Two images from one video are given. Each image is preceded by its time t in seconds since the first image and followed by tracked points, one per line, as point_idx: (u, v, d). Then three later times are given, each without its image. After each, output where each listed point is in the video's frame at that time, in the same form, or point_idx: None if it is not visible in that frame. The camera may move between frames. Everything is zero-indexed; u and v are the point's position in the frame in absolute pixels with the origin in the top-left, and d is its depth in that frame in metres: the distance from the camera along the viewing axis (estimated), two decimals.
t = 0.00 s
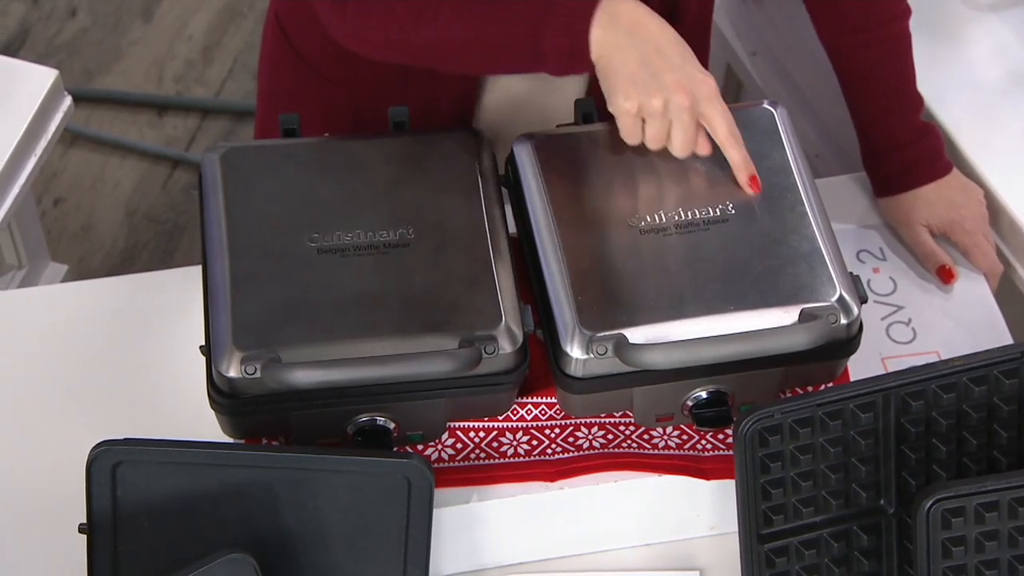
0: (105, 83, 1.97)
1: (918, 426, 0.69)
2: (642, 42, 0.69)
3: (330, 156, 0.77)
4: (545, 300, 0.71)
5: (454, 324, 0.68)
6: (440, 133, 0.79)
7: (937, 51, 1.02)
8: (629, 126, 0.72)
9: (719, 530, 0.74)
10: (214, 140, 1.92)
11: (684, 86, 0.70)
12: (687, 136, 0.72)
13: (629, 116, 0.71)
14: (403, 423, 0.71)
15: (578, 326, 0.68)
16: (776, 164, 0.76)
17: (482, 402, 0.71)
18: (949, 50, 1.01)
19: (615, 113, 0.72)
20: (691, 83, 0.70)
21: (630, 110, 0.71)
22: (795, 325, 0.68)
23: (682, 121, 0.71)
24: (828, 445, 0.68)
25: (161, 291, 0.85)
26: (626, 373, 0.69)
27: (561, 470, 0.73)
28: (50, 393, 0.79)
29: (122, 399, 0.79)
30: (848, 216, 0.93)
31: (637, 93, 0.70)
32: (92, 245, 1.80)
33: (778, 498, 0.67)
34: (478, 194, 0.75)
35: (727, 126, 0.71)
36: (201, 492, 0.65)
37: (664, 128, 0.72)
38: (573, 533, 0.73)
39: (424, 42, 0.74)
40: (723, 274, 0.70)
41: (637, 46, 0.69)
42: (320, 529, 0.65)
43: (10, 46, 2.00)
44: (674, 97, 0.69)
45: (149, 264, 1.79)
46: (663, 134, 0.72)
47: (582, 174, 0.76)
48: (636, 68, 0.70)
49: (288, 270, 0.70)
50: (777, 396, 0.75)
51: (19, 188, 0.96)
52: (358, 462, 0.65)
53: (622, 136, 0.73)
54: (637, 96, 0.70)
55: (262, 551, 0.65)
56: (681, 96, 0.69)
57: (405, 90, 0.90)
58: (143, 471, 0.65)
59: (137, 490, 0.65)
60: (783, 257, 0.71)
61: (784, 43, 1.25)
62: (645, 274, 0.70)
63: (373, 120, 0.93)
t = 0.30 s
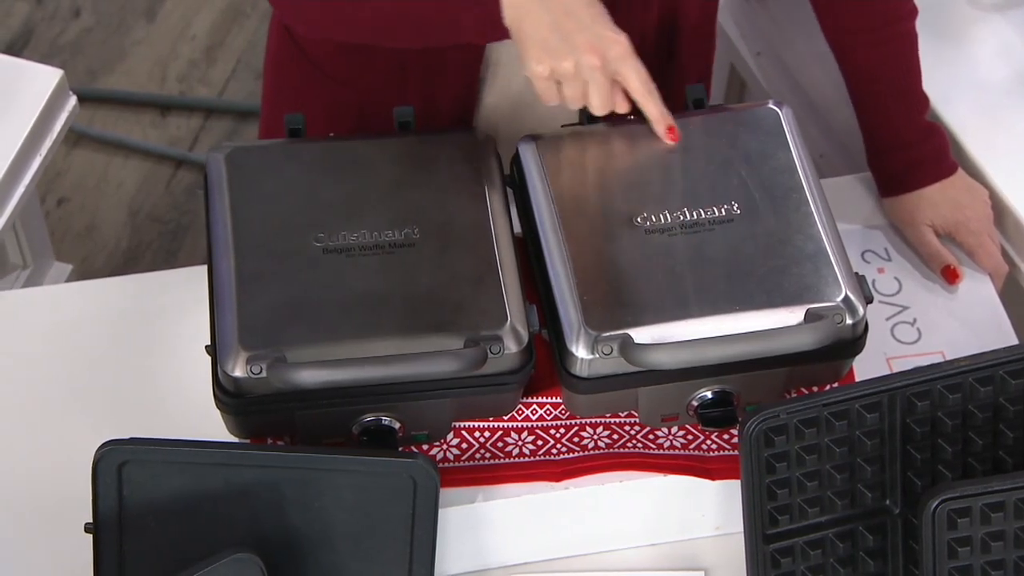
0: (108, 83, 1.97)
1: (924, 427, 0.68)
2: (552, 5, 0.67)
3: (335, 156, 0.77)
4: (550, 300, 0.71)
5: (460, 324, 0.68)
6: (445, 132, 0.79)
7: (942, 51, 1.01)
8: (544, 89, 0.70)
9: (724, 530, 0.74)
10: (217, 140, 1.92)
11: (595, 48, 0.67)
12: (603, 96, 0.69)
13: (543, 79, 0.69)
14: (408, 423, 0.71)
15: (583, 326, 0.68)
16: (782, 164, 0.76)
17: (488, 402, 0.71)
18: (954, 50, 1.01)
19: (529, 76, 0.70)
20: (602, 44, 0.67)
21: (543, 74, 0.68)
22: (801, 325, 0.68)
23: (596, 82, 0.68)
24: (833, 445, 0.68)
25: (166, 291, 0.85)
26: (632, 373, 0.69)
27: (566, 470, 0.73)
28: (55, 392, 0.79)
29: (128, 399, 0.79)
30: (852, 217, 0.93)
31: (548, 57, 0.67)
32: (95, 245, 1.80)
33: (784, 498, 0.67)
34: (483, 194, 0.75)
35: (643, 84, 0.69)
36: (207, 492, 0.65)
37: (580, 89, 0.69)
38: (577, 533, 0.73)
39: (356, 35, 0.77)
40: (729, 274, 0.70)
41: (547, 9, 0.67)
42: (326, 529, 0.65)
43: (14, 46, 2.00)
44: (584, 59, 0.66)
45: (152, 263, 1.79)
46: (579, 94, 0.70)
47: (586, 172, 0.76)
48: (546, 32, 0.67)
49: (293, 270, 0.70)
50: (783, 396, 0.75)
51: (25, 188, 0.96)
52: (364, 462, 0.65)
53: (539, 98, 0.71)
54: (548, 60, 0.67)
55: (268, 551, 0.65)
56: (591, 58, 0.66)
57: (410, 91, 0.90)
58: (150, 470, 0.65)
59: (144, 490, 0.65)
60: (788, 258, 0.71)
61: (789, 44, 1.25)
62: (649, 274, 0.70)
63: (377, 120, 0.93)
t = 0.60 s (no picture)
0: (111, 83, 1.97)
1: (928, 427, 0.69)
2: (514, 12, 0.71)
3: (339, 156, 0.77)
4: (555, 300, 0.71)
5: (464, 324, 0.68)
6: (449, 133, 0.79)
7: (946, 52, 1.01)
8: (511, 91, 0.74)
9: (729, 530, 0.73)
10: (220, 140, 1.93)
11: (554, 53, 0.71)
12: (565, 99, 0.73)
13: (506, 83, 0.73)
14: (413, 423, 0.71)
15: (588, 326, 0.68)
16: (786, 165, 0.76)
17: (492, 402, 0.71)
18: (958, 51, 1.01)
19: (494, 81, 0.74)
20: (561, 49, 0.71)
21: (504, 79, 0.72)
22: (806, 325, 0.68)
23: (557, 85, 0.72)
24: (838, 445, 0.68)
25: (170, 291, 0.85)
26: (636, 373, 0.69)
27: (571, 470, 0.73)
28: (60, 392, 0.79)
29: (132, 399, 0.79)
30: (855, 218, 0.93)
31: (510, 62, 0.72)
32: (98, 245, 1.80)
33: (788, 498, 0.67)
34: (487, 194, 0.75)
35: (605, 85, 0.72)
36: (212, 491, 0.65)
37: (542, 92, 0.73)
38: (580, 532, 0.72)
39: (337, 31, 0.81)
40: (734, 275, 0.70)
41: (509, 17, 0.71)
42: (330, 529, 0.65)
43: (17, 46, 2.00)
44: (543, 63, 0.71)
45: (156, 264, 1.79)
46: (543, 97, 0.74)
47: (589, 173, 0.76)
48: (509, 37, 0.71)
49: (298, 270, 0.70)
50: (787, 397, 0.75)
51: (29, 189, 0.96)
52: (369, 462, 0.65)
53: (506, 102, 0.75)
54: (510, 65, 0.72)
55: (273, 551, 0.65)
56: (550, 62, 0.71)
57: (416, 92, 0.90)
58: (155, 470, 0.65)
59: (149, 490, 0.65)
60: (793, 258, 0.71)
61: (791, 44, 1.25)
62: (653, 275, 0.70)
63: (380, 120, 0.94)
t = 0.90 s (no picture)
0: (114, 83, 1.97)
1: (932, 427, 0.69)
2: (524, 6, 0.71)
3: (342, 157, 0.77)
4: (558, 300, 0.71)
5: (468, 324, 0.68)
6: (453, 133, 0.79)
7: (949, 52, 1.01)
8: (523, 87, 0.74)
9: (732, 530, 0.74)
10: (222, 140, 1.93)
11: (565, 44, 0.71)
12: (577, 90, 0.73)
13: (518, 78, 0.73)
14: (416, 423, 0.71)
15: (591, 326, 0.68)
16: (789, 166, 0.76)
17: (496, 402, 0.71)
18: (960, 51, 1.01)
19: (506, 75, 0.74)
20: (572, 40, 0.71)
21: (516, 73, 0.72)
22: (809, 325, 0.68)
23: (568, 77, 0.72)
24: (841, 446, 0.68)
25: (172, 291, 0.85)
26: (640, 373, 0.69)
27: (575, 470, 0.73)
28: (63, 392, 0.79)
29: (136, 398, 0.79)
30: (858, 218, 0.93)
31: (521, 55, 0.71)
32: (101, 244, 1.81)
33: (791, 498, 0.67)
34: (491, 195, 0.75)
35: (617, 78, 0.71)
36: (216, 491, 0.65)
37: (555, 85, 0.73)
38: (583, 533, 0.73)
39: (338, 30, 0.81)
40: (737, 275, 0.70)
41: (519, 10, 0.71)
42: (334, 529, 0.66)
43: (20, 46, 2.00)
44: (554, 55, 0.71)
45: (158, 263, 1.79)
46: (555, 91, 0.74)
47: (593, 174, 0.76)
48: (519, 30, 0.71)
49: (301, 271, 0.70)
50: (790, 397, 0.75)
51: (32, 189, 0.96)
52: (372, 462, 0.65)
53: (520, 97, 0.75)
54: (521, 58, 0.72)
55: (277, 551, 0.65)
56: (561, 54, 0.70)
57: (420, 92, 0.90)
58: (160, 470, 0.65)
59: (153, 490, 0.65)
60: (796, 258, 0.71)
61: (793, 43, 1.25)
62: (656, 275, 0.70)
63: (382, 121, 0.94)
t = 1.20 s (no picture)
0: (116, 83, 1.97)
1: (935, 428, 0.69)
2: (539, 11, 0.70)
3: (346, 157, 0.77)
4: (561, 300, 0.72)
5: (471, 324, 0.68)
6: (456, 133, 0.80)
7: (952, 52, 1.02)
8: (537, 93, 0.74)
9: (735, 530, 0.75)
10: (225, 140, 1.93)
11: (580, 49, 0.71)
12: (592, 96, 0.72)
13: (533, 84, 0.73)
14: (419, 423, 0.71)
15: (594, 326, 0.68)
16: (792, 166, 0.76)
17: (499, 402, 0.71)
18: (962, 51, 1.01)
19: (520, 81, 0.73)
20: (587, 46, 0.71)
21: (532, 80, 0.72)
22: (813, 326, 0.68)
23: (583, 82, 0.72)
24: (844, 446, 0.68)
25: (176, 291, 0.86)
26: (643, 374, 0.69)
27: (578, 470, 0.73)
28: (67, 391, 0.80)
29: (139, 398, 0.79)
30: (861, 218, 0.93)
31: (536, 61, 0.71)
32: (103, 244, 1.81)
33: (794, 498, 0.67)
34: (494, 195, 0.75)
35: (628, 86, 0.72)
36: (220, 491, 0.65)
37: (570, 91, 0.73)
38: (587, 534, 0.74)
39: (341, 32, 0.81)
40: (740, 275, 0.70)
41: (534, 16, 0.70)
42: (337, 529, 0.66)
43: (22, 47, 2.01)
44: (570, 61, 0.71)
45: (161, 263, 1.79)
46: (570, 96, 0.73)
47: (596, 175, 0.76)
48: (534, 36, 0.71)
49: (305, 271, 0.70)
50: (794, 397, 0.75)
51: (36, 189, 0.96)
52: (375, 462, 0.65)
53: (533, 103, 0.75)
54: (536, 64, 0.71)
55: (281, 551, 0.65)
56: (577, 59, 0.70)
57: (422, 93, 0.90)
58: (163, 470, 0.65)
59: (157, 490, 0.65)
60: (799, 259, 0.71)
61: (796, 43, 1.25)
62: (659, 275, 0.70)
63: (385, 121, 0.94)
